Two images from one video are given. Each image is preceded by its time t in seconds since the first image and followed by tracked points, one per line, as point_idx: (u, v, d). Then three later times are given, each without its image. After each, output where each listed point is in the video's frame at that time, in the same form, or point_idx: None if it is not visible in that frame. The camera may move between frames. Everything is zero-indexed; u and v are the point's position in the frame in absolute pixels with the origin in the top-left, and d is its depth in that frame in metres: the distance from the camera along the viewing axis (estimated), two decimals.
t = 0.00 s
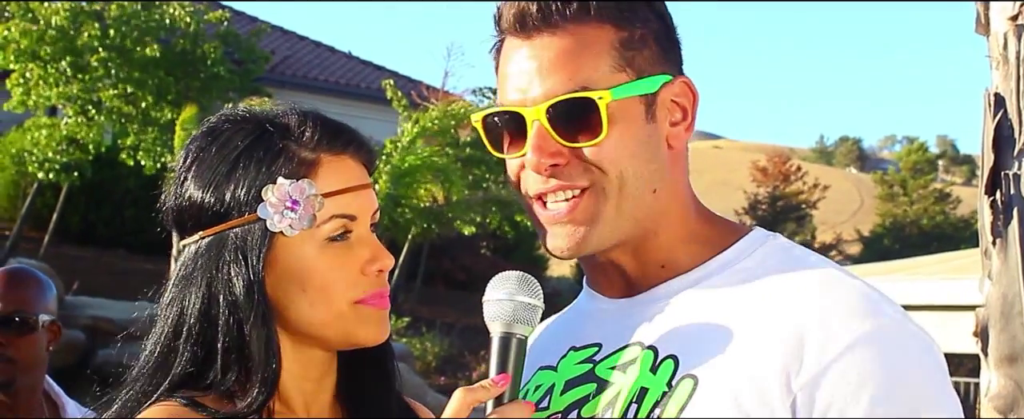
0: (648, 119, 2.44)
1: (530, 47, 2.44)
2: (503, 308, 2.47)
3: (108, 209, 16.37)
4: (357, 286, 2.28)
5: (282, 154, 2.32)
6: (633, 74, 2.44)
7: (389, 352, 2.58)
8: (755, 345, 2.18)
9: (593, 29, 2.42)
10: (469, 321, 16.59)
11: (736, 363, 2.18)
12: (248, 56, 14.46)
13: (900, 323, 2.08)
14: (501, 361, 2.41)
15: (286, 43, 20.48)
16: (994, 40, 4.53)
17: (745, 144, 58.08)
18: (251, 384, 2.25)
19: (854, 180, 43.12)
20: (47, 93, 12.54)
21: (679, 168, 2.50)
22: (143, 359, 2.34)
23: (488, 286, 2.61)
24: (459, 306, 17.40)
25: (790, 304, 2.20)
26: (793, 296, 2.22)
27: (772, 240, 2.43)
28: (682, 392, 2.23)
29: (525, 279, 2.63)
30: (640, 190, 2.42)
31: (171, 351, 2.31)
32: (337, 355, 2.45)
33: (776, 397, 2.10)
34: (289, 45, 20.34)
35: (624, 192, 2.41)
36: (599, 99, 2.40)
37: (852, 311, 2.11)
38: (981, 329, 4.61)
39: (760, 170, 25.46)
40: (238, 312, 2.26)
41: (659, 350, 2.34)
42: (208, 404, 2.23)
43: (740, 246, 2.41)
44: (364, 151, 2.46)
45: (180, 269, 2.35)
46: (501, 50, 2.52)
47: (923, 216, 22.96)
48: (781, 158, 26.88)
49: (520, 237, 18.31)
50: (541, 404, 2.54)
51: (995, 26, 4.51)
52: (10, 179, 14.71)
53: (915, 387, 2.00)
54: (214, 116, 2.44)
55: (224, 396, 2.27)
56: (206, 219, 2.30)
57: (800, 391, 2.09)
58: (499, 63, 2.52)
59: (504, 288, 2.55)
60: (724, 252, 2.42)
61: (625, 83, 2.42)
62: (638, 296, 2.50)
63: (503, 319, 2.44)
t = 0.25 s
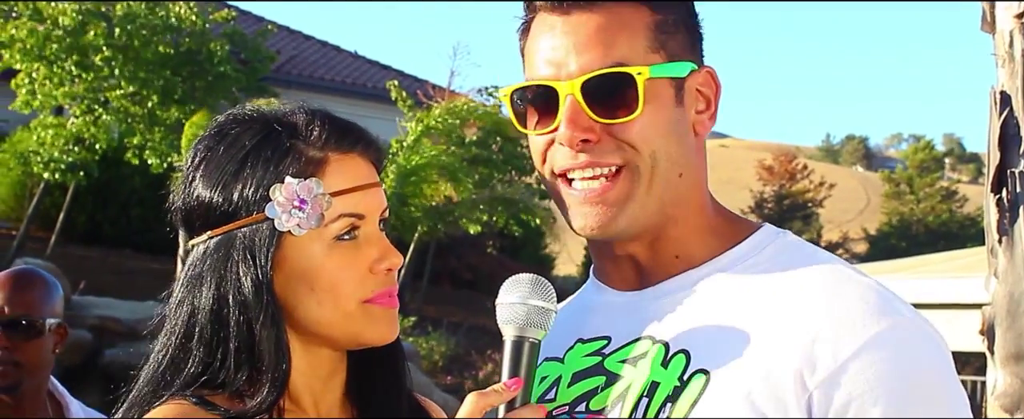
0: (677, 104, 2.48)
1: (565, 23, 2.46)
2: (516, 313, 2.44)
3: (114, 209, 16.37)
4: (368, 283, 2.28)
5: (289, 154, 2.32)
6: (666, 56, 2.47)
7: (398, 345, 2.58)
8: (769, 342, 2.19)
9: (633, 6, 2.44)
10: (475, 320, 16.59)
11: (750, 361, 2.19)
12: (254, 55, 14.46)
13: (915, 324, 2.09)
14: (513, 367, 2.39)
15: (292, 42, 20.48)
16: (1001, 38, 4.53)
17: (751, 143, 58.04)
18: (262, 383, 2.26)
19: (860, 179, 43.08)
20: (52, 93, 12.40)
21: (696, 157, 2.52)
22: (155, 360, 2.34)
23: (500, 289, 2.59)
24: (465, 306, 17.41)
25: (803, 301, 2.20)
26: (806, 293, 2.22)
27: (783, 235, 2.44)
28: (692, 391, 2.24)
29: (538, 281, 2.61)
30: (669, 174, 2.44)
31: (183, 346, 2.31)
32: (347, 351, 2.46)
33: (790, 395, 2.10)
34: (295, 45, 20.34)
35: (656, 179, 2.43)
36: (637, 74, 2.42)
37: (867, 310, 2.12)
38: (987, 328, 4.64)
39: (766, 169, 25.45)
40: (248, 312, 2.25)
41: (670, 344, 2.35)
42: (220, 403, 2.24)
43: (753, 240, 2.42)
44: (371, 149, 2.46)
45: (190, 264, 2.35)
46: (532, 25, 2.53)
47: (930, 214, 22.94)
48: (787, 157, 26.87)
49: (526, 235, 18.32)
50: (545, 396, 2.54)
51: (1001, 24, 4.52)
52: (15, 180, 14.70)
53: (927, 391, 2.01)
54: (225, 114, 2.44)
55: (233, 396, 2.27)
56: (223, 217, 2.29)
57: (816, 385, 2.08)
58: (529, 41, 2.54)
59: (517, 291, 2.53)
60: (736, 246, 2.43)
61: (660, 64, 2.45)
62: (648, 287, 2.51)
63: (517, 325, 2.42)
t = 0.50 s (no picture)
0: (656, 108, 2.43)
1: (539, 33, 2.47)
2: (514, 318, 2.43)
3: (117, 211, 16.37)
4: (373, 283, 2.29)
5: (292, 156, 2.32)
6: (641, 60, 2.43)
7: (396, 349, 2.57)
8: (780, 343, 2.19)
9: (597, 14, 2.44)
10: (477, 320, 16.60)
11: (762, 362, 2.18)
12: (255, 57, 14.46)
13: (926, 332, 2.14)
14: (511, 371, 2.37)
15: (293, 44, 20.48)
16: (1001, 37, 4.55)
17: (752, 142, 58.05)
18: (261, 387, 2.24)
19: (862, 178, 43.05)
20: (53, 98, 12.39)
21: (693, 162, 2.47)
22: (157, 364, 2.32)
23: (499, 294, 2.57)
24: (467, 306, 17.43)
25: (813, 301, 2.22)
26: (816, 295, 2.23)
27: (796, 241, 2.44)
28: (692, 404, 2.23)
29: (538, 286, 2.60)
30: (655, 181, 2.42)
31: (188, 348, 2.29)
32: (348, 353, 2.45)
33: (801, 400, 2.10)
34: (296, 47, 20.34)
35: (631, 193, 2.41)
36: (594, 85, 2.41)
37: (880, 318, 2.15)
38: (987, 326, 4.64)
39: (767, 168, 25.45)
40: (253, 315, 2.24)
41: (683, 343, 2.35)
42: (216, 405, 2.22)
43: (764, 246, 2.42)
44: (373, 151, 2.46)
45: (193, 267, 2.34)
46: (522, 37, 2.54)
47: (932, 212, 22.93)
48: (788, 156, 26.85)
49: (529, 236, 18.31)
50: (556, 391, 2.55)
51: (1001, 22, 4.55)
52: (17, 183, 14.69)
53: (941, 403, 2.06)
54: (225, 118, 2.44)
55: (234, 399, 2.26)
56: (204, 224, 2.32)
57: (829, 391, 2.09)
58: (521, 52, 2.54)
59: (515, 297, 2.52)
60: (753, 250, 2.42)
61: (628, 70, 2.42)
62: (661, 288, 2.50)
63: (515, 329, 2.40)
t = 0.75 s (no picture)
0: (655, 100, 2.40)
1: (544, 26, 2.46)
2: (503, 317, 2.46)
3: (113, 212, 16.36)
4: (368, 284, 2.30)
5: (286, 157, 2.32)
6: (638, 54, 2.40)
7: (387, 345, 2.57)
8: (784, 339, 2.14)
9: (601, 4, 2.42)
10: (473, 321, 16.60)
11: (766, 361, 2.13)
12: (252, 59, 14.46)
13: (938, 341, 2.07)
14: (500, 368, 2.40)
15: (289, 45, 20.48)
16: (995, 38, 4.57)
17: (748, 143, 58.05)
18: (253, 390, 2.24)
19: (858, 178, 43.06)
20: (51, 100, 12.63)
21: (699, 154, 2.42)
22: (148, 362, 2.31)
23: (486, 293, 2.60)
24: (464, 307, 17.43)
25: (822, 295, 2.16)
26: (826, 290, 2.17)
27: (814, 244, 2.34)
28: (682, 383, 2.23)
29: (525, 285, 2.63)
30: (648, 177, 2.39)
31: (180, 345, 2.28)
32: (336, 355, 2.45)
33: (803, 402, 2.06)
34: (292, 48, 20.34)
35: (632, 188, 2.40)
36: (582, 79, 2.40)
37: (887, 321, 2.08)
38: (983, 326, 4.64)
39: (764, 168, 25.45)
40: (248, 317, 2.24)
41: (688, 340, 2.29)
42: (205, 410, 2.21)
43: (782, 242, 2.34)
44: (362, 152, 2.45)
45: (188, 264, 2.33)
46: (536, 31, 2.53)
47: (928, 213, 22.93)
48: (784, 157, 26.85)
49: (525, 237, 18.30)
50: (562, 381, 2.50)
51: (996, 23, 4.57)
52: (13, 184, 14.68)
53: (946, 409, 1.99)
54: (213, 121, 2.44)
55: (223, 403, 2.25)
56: (196, 227, 2.32)
57: (831, 394, 2.05)
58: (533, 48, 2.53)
59: (503, 295, 2.55)
60: (768, 245, 2.35)
61: (624, 64, 2.40)
62: (671, 286, 2.44)
63: (503, 328, 2.44)
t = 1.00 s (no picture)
0: (644, 115, 2.40)
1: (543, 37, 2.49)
2: (493, 317, 2.47)
3: (112, 213, 16.35)
4: (365, 281, 2.28)
5: (279, 156, 2.33)
6: (627, 67, 2.41)
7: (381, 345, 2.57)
8: (797, 358, 2.12)
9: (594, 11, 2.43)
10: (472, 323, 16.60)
11: (776, 376, 2.12)
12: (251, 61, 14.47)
13: (947, 365, 2.05)
14: (492, 367, 2.41)
15: (288, 46, 20.48)
16: (993, 41, 4.58)
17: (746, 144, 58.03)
18: (247, 393, 2.24)
19: (857, 180, 43.07)
20: (48, 100, 12.66)
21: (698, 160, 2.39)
22: (146, 365, 2.31)
23: (477, 293, 2.61)
24: (462, 309, 17.43)
25: (833, 311, 2.14)
26: (838, 306, 2.15)
27: (827, 255, 2.32)
28: (687, 391, 2.22)
29: (516, 285, 2.63)
30: (642, 187, 2.39)
31: (178, 349, 2.28)
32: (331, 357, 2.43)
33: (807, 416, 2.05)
34: (291, 49, 20.34)
35: (626, 198, 2.40)
36: (568, 94, 2.43)
37: (901, 343, 2.06)
38: (980, 328, 4.64)
39: (762, 170, 25.47)
40: (243, 318, 2.24)
41: (697, 350, 2.27)
42: (199, 410, 2.20)
43: (797, 250, 2.34)
44: (354, 151, 2.45)
45: (187, 263, 2.32)
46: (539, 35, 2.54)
47: (926, 215, 22.93)
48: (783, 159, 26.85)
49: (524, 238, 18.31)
50: (567, 383, 2.48)
51: (994, 25, 4.58)
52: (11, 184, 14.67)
53: None
54: (205, 124, 2.46)
55: (218, 404, 2.25)
56: (190, 230, 2.32)
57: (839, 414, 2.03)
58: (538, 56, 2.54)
59: (494, 295, 2.55)
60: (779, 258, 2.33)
61: (619, 74, 2.41)
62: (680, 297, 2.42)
63: (494, 328, 2.45)
